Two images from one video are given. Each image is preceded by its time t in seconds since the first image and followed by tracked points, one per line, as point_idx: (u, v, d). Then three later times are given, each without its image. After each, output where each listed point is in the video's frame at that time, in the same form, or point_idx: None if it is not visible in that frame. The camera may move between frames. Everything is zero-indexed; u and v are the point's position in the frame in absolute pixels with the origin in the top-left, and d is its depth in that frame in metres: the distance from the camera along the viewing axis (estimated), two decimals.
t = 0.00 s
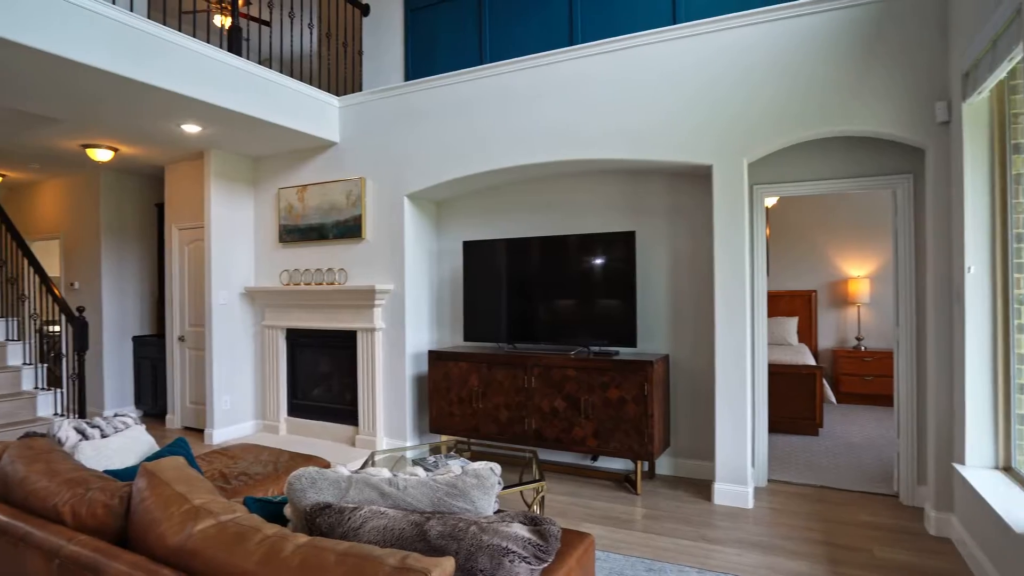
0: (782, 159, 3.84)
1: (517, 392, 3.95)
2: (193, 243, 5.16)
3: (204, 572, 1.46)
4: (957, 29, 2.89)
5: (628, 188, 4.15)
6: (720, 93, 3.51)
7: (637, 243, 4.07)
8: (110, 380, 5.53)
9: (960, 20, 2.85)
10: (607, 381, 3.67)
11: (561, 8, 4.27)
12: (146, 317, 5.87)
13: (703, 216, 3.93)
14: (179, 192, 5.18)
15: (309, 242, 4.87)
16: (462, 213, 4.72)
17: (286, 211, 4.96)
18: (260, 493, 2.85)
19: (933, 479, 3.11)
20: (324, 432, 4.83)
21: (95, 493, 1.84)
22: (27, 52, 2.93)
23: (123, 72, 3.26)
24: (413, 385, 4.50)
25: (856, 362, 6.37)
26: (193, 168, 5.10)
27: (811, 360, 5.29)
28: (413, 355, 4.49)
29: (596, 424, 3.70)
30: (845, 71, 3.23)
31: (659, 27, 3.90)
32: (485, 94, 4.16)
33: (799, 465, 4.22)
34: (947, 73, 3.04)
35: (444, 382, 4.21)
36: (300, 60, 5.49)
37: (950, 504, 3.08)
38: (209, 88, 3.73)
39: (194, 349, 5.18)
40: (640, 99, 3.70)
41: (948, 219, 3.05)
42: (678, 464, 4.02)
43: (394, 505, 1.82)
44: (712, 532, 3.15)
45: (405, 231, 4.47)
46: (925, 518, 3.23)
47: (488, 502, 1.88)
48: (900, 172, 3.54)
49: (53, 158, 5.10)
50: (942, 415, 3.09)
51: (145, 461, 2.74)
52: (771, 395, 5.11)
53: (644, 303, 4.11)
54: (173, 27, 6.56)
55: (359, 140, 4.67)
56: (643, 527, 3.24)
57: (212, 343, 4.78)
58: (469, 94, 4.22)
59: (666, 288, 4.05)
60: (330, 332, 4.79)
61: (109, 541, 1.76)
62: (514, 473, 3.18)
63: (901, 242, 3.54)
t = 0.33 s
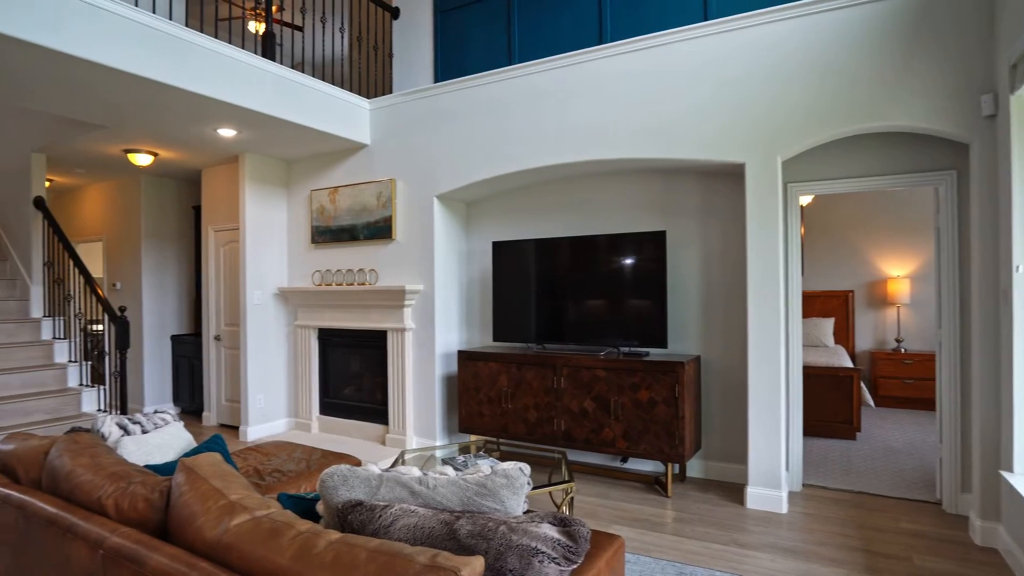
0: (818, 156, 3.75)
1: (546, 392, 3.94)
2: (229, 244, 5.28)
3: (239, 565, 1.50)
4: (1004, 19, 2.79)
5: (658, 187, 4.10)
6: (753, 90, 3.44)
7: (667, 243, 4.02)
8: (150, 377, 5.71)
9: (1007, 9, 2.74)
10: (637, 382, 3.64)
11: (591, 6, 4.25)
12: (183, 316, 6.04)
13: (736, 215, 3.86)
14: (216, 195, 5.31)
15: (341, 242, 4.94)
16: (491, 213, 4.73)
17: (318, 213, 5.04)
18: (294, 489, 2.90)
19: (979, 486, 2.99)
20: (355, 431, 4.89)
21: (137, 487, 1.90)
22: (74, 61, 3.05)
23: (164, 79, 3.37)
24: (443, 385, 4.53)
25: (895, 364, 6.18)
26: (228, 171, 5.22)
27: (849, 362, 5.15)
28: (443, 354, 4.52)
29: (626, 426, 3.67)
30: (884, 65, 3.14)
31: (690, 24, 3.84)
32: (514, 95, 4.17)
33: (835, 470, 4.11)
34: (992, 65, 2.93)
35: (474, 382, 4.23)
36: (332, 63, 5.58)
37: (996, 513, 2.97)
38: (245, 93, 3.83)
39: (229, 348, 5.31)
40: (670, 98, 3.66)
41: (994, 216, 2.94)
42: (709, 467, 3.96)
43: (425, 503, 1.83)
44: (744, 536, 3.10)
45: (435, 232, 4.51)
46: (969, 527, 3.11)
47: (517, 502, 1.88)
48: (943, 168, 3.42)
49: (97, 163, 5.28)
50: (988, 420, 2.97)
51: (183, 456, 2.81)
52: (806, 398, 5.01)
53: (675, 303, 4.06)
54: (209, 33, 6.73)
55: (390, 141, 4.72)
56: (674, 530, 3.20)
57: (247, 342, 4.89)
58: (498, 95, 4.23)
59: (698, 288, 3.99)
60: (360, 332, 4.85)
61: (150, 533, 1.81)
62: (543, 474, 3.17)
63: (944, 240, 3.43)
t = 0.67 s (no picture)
0: (849, 153, 3.67)
1: (571, 393, 3.93)
2: (258, 246, 5.37)
3: (269, 561, 1.52)
4: None
5: (684, 185, 4.06)
6: (782, 86, 3.38)
7: (693, 243, 3.97)
8: (182, 375, 5.85)
9: None
10: (663, 383, 3.60)
11: (616, 5, 4.22)
12: (214, 317, 6.17)
13: (764, 214, 3.80)
14: (245, 197, 5.41)
15: (367, 243, 4.99)
16: (516, 214, 4.73)
17: (345, 214, 5.11)
18: (322, 487, 2.94)
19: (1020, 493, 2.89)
20: (381, 430, 4.94)
21: (171, 484, 1.95)
22: (110, 68, 3.14)
23: (196, 86, 3.44)
24: (467, 385, 4.54)
25: (931, 366, 6.01)
26: (257, 174, 5.32)
27: (882, 364, 5.03)
28: (468, 355, 4.54)
29: (651, 427, 3.63)
30: (921, 59, 3.05)
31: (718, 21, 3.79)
32: (538, 95, 4.17)
33: (868, 474, 4.01)
34: None
35: (499, 382, 4.23)
36: (358, 67, 5.64)
37: None
38: (275, 98, 3.90)
39: (258, 347, 5.41)
40: (697, 96, 3.62)
41: None
42: (737, 469, 3.90)
43: (450, 503, 1.84)
44: (773, 541, 3.04)
45: (460, 233, 4.53)
46: (1009, 535, 3.01)
47: (542, 503, 1.88)
48: (982, 165, 3.31)
49: (132, 167, 5.43)
50: None
51: (214, 454, 2.87)
52: (837, 400, 4.91)
53: (701, 304, 4.01)
54: (239, 39, 6.87)
55: (415, 143, 4.76)
56: (701, 533, 3.16)
57: (276, 342, 4.98)
58: (522, 95, 4.23)
59: (725, 288, 3.93)
60: (386, 332, 4.90)
61: (183, 529, 1.86)
62: (569, 475, 3.16)
63: (983, 239, 3.32)
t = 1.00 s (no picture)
0: (877, 150, 3.59)
1: (593, 394, 3.91)
2: (282, 247, 5.45)
3: (293, 558, 1.54)
4: None
5: (707, 184, 4.01)
6: (808, 83, 3.33)
7: (716, 242, 3.93)
8: (209, 374, 5.96)
9: None
10: (686, 384, 3.56)
11: (638, 4, 4.19)
12: (239, 316, 6.27)
13: (790, 213, 3.74)
14: (270, 199, 5.49)
15: (389, 244, 5.02)
16: (537, 214, 4.73)
17: (367, 215, 5.15)
18: (344, 486, 2.97)
19: None
20: (403, 429, 4.97)
21: (198, 481, 1.99)
22: (137, 73, 3.21)
23: (221, 89, 3.50)
24: (489, 385, 4.56)
25: (963, 368, 5.84)
26: (282, 176, 5.40)
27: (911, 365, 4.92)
28: (490, 355, 4.55)
29: (674, 428, 3.60)
30: (952, 52, 2.97)
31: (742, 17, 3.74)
32: (559, 95, 4.16)
33: (897, 478, 3.92)
34: None
35: (520, 382, 4.23)
36: (380, 68, 5.69)
37: None
38: (298, 100, 3.95)
39: (282, 347, 5.48)
40: (720, 94, 3.58)
41: None
42: (761, 472, 3.84)
43: (472, 503, 1.85)
44: (799, 545, 2.99)
45: (482, 233, 4.53)
46: None
47: (564, 504, 1.88)
48: (1016, 162, 3.22)
49: (161, 170, 5.55)
50: None
51: (240, 452, 2.91)
52: (865, 403, 4.80)
53: (725, 304, 3.96)
54: (264, 43, 6.97)
55: (437, 144, 4.78)
56: (724, 536, 3.12)
57: (299, 341, 5.04)
58: (544, 95, 4.23)
59: (749, 288, 3.88)
60: (408, 332, 4.93)
61: (211, 525, 1.89)
62: (590, 476, 3.15)
63: (1017, 238, 3.23)
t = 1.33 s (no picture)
0: (906, 147, 3.51)
1: (614, 394, 3.89)
2: (305, 247, 5.51)
3: (317, 555, 1.55)
4: None
5: (730, 183, 3.97)
6: (834, 79, 3.27)
7: (739, 242, 3.88)
8: (233, 372, 6.06)
9: None
10: (709, 385, 3.53)
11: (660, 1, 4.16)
12: (263, 316, 6.36)
13: (815, 211, 3.68)
14: (293, 200, 5.56)
15: (410, 244, 5.05)
16: (558, 214, 4.72)
17: (389, 216, 5.18)
18: (366, 484, 2.99)
19: None
20: (424, 429, 5.00)
21: (224, 477, 2.03)
22: (164, 77, 3.27)
23: (246, 91, 3.56)
24: (510, 385, 4.56)
25: (994, 370, 5.72)
26: (304, 177, 5.45)
27: (941, 368, 4.81)
28: (511, 355, 4.55)
29: (696, 429, 3.56)
30: (984, 46, 2.89)
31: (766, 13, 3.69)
32: (580, 94, 4.14)
33: (927, 483, 3.83)
34: None
35: (541, 382, 4.22)
36: (402, 70, 5.72)
37: None
38: (321, 102, 3.99)
39: (305, 346, 5.55)
40: (744, 91, 3.53)
41: None
42: (786, 475, 3.79)
43: (494, 502, 1.85)
44: (824, 550, 2.94)
45: (502, 233, 4.54)
46: None
47: (585, 504, 1.87)
48: None
49: (187, 173, 5.65)
50: None
51: (264, 449, 2.95)
52: (894, 406, 4.71)
53: (749, 305, 3.91)
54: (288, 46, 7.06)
55: (458, 144, 4.80)
56: (747, 539, 3.08)
57: (322, 340, 5.10)
58: (564, 94, 4.22)
59: (773, 288, 3.83)
60: (429, 332, 4.95)
61: (237, 520, 1.92)
62: (611, 477, 3.13)
63: None
